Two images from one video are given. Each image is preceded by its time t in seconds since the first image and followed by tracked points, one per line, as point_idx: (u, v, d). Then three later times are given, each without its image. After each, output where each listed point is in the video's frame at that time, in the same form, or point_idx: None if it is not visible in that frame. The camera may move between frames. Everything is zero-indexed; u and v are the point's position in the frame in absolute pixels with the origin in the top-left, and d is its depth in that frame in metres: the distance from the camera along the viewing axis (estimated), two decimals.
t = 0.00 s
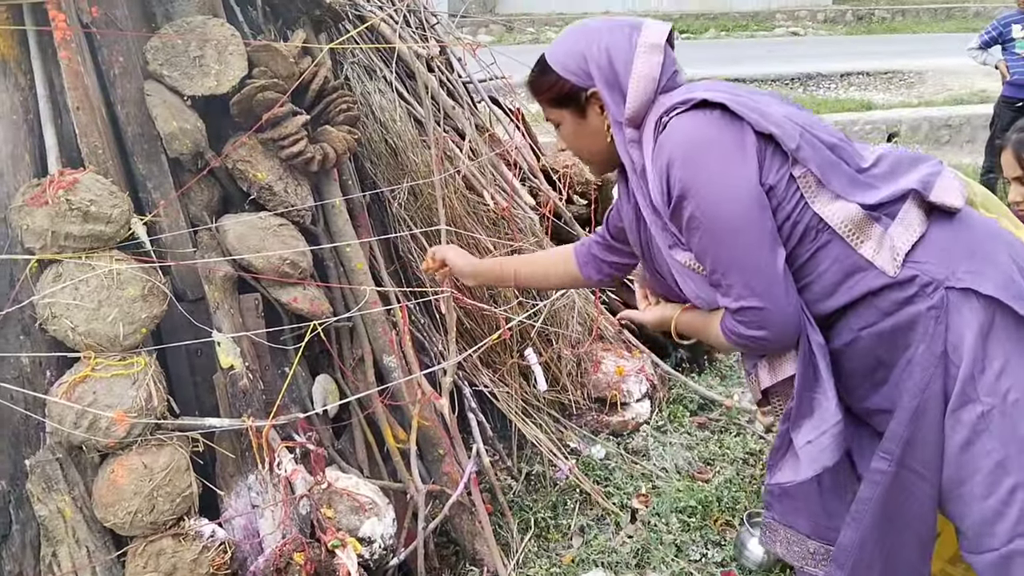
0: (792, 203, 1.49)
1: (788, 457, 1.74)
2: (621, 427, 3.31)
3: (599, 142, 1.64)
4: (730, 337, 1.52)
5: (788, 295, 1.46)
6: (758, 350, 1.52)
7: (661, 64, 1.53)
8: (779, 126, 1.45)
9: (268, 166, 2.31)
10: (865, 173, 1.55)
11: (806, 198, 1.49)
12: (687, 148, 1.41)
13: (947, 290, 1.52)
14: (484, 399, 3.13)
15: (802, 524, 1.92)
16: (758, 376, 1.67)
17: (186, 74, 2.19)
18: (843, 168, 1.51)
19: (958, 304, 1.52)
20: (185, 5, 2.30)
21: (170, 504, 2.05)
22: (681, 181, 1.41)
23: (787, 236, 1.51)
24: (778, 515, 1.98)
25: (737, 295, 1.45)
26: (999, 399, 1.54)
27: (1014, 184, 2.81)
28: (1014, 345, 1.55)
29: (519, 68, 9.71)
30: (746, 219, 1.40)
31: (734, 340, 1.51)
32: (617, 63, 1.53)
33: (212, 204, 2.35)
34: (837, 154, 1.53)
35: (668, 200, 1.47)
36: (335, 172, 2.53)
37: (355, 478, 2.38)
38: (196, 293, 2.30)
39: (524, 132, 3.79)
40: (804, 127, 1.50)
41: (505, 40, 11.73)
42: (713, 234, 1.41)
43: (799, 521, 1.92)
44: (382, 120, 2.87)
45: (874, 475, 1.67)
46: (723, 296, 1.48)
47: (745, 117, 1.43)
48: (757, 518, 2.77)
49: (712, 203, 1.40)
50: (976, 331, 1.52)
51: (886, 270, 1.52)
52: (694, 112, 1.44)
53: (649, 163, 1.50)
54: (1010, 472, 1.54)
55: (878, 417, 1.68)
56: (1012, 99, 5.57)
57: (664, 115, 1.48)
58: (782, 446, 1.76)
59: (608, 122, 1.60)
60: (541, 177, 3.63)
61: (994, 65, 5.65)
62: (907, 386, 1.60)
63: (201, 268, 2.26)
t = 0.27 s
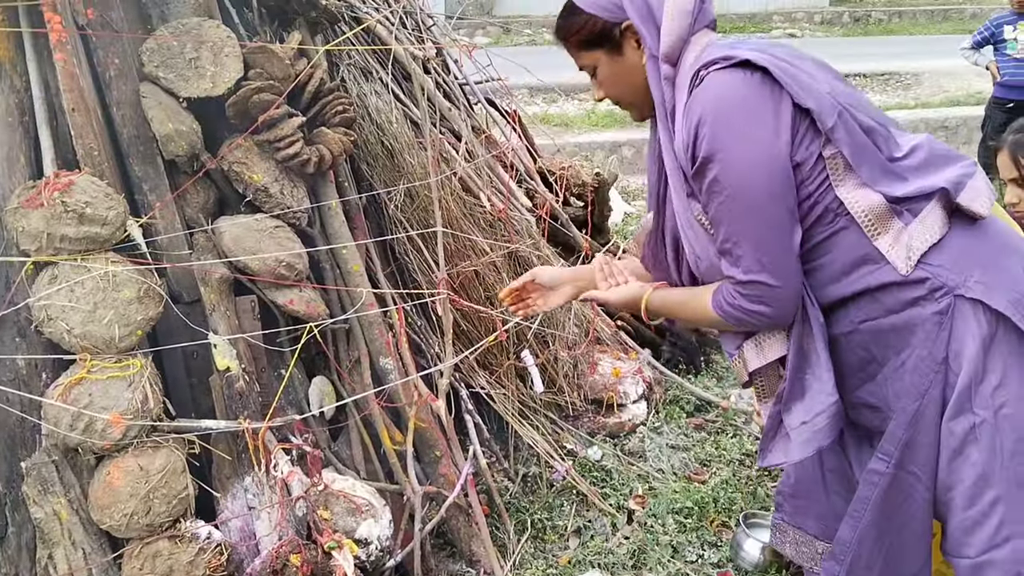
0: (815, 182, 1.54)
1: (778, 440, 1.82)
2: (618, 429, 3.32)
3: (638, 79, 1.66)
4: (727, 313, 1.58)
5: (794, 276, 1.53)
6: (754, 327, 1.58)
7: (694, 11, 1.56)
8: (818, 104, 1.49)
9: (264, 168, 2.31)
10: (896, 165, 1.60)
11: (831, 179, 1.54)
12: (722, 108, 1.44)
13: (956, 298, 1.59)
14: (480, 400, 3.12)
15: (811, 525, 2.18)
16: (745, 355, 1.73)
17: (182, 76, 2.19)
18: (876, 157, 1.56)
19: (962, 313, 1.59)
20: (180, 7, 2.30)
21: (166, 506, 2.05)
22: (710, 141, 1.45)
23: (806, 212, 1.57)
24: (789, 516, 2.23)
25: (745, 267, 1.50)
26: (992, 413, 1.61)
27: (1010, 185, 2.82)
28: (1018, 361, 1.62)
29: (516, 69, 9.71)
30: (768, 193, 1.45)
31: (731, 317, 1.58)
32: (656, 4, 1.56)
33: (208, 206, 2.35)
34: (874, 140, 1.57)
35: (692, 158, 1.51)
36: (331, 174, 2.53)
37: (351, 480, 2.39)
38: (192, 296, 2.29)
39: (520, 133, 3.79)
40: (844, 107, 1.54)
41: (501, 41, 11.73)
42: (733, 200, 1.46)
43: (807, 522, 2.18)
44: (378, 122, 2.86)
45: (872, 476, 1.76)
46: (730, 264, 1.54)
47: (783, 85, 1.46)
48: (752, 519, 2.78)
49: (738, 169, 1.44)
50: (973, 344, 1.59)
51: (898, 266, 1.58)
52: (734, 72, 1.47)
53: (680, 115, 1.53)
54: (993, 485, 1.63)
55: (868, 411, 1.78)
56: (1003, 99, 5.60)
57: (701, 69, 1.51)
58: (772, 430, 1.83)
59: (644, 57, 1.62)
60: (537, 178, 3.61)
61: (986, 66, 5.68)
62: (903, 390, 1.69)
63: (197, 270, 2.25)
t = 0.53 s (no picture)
0: (840, 173, 1.49)
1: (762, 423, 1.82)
2: (615, 427, 3.33)
3: (681, 31, 1.57)
4: (719, 299, 1.56)
5: (797, 269, 1.49)
6: (747, 314, 1.56)
7: None
8: (858, 92, 1.42)
9: (260, 167, 2.31)
10: (925, 163, 1.55)
11: (856, 172, 1.49)
12: (757, 83, 1.38)
13: (961, 309, 1.56)
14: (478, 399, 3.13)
15: (811, 522, 2.07)
16: (718, 339, 1.76)
17: (177, 75, 2.19)
18: (907, 155, 1.50)
19: (965, 324, 1.56)
20: (176, 6, 2.30)
21: (163, 506, 2.05)
22: (738, 116, 1.39)
23: (825, 201, 1.52)
24: (793, 511, 2.13)
25: (749, 251, 1.47)
26: (986, 428, 1.60)
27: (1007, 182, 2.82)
28: (1012, 379, 1.60)
29: (513, 69, 9.74)
30: (786, 179, 1.40)
31: (722, 302, 1.56)
32: None
33: (204, 205, 2.35)
34: (908, 135, 1.52)
35: (718, 130, 1.46)
36: (327, 172, 2.52)
37: (347, 478, 2.40)
38: (188, 295, 2.28)
39: (517, 132, 3.79)
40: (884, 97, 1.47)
41: (498, 40, 11.72)
42: (751, 181, 1.41)
43: (807, 519, 2.08)
44: (374, 121, 2.85)
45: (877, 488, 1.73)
46: (734, 243, 1.50)
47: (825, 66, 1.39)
48: (749, 517, 2.78)
49: (760, 150, 1.39)
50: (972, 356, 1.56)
51: (909, 269, 1.55)
52: (778, 45, 1.39)
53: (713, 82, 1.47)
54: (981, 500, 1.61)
55: (852, 410, 1.75)
56: (998, 98, 5.62)
57: (743, 36, 1.43)
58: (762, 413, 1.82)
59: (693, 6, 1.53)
60: (533, 177, 3.61)
61: (982, 65, 5.68)
62: (899, 394, 1.65)
63: (193, 269, 2.25)
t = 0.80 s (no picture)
0: (868, 168, 1.48)
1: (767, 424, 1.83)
2: (613, 425, 3.33)
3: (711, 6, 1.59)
4: (731, 289, 1.57)
5: (813, 263, 1.49)
6: (758, 306, 1.56)
7: None
8: (893, 86, 1.41)
9: (257, 166, 2.31)
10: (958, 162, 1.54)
11: (887, 167, 1.48)
12: (792, 70, 1.37)
13: (979, 312, 1.55)
14: (475, 397, 3.15)
15: (811, 517, 2.06)
16: (728, 328, 1.79)
17: (174, 72, 2.18)
18: (941, 152, 1.49)
19: (982, 326, 1.55)
20: (172, 4, 2.29)
21: (161, 504, 2.05)
22: (770, 103, 1.38)
23: (851, 196, 1.51)
24: (800, 506, 2.12)
25: (767, 241, 1.47)
26: (1001, 433, 1.60)
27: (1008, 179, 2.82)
28: None
29: (510, 67, 9.74)
30: (811, 171, 1.40)
31: (733, 293, 1.56)
32: None
33: (200, 203, 2.35)
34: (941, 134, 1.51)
35: (748, 115, 1.45)
36: (324, 171, 2.52)
37: (345, 477, 2.40)
38: (185, 293, 2.29)
39: (515, 130, 3.79)
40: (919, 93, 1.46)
41: (496, 39, 11.73)
42: (777, 170, 1.40)
43: (810, 516, 2.06)
44: (372, 119, 2.84)
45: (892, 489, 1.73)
46: (753, 231, 1.50)
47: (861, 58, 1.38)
48: (747, 515, 2.78)
49: (788, 140, 1.38)
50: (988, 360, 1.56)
51: (933, 269, 1.53)
52: (817, 33, 1.38)
53: (747, 67, 1.46)
54: (997, 503, 1.62)
55: (861, 409, 1.74)
56: (1000, 95, 5.62)
57: (782, 21, 1.42)
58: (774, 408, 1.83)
59: None
60: (531, 176, 3.62)
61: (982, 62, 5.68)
62: (908, 393, 1.65)
63: (190, 268, 2.25)
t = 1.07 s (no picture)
0: (868, 164, 1.48)
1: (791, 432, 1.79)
2: (610, 422, 3.34)
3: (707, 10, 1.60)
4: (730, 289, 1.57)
5: (812, 261, 1.50)
6: (758, 304, 1.56)
7: None
8: (890, 83, 1.41)
9: (255, 163, 2.30)
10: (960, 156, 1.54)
11: (887, 163, 1.48)
12: (789, 67, 1.37)
13: (980, 308, 1.56)
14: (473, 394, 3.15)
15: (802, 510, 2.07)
16: (732, 331, 1.80)
17: (171, 70, 2.18)
18: (943, 147, 1.50)
19: (981, 322, 1.56)
20: (169, 2, 2.28)
21: (160, 502, 2.05)
22: (767, 102, 1.38)
23: (851, 192, 1.52)
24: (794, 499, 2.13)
25: (766, 240, 1.47)
26: (1000, 429, 1.60)
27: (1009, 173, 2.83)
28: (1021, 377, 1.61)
29: (508, 65, 9.75)
30: (809, 170, 1.40)
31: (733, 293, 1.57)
32: None
33: (198, 201, 2.34)
34: (941, 128, 1.51)
35: (746, 113, 1.45)
36: (322, 168, 2.51)
37: (344, 475, 2.38)
38: (183, 291, 2.29)
39: (512, 128, 3.78)
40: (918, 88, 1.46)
41: (493, 36, 11.73)
42: (774, 169, 1.41)
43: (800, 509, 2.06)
44: (369, 117, 2.84)
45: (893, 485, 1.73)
46: (751, 230, 1.50)
47: (858, 55, 1.38)
48: (745, 511, 2.78)
49: (786, 138, 1.38)
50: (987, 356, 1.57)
51: (934, 264, 1.54)
52: (812, 30, 1.38)
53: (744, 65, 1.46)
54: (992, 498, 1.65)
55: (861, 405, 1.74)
56: (997, 90, 5.63)
57: (778, 19, 1.42)
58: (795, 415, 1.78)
59: None
60: (529, 174, 3.63)
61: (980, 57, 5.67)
62: (907, 389, 1.65)
63: (187, 264, 2.23)
